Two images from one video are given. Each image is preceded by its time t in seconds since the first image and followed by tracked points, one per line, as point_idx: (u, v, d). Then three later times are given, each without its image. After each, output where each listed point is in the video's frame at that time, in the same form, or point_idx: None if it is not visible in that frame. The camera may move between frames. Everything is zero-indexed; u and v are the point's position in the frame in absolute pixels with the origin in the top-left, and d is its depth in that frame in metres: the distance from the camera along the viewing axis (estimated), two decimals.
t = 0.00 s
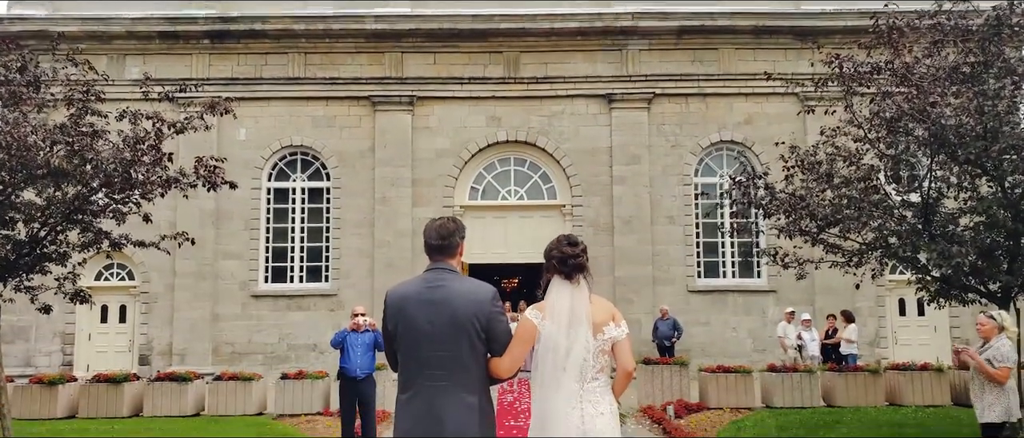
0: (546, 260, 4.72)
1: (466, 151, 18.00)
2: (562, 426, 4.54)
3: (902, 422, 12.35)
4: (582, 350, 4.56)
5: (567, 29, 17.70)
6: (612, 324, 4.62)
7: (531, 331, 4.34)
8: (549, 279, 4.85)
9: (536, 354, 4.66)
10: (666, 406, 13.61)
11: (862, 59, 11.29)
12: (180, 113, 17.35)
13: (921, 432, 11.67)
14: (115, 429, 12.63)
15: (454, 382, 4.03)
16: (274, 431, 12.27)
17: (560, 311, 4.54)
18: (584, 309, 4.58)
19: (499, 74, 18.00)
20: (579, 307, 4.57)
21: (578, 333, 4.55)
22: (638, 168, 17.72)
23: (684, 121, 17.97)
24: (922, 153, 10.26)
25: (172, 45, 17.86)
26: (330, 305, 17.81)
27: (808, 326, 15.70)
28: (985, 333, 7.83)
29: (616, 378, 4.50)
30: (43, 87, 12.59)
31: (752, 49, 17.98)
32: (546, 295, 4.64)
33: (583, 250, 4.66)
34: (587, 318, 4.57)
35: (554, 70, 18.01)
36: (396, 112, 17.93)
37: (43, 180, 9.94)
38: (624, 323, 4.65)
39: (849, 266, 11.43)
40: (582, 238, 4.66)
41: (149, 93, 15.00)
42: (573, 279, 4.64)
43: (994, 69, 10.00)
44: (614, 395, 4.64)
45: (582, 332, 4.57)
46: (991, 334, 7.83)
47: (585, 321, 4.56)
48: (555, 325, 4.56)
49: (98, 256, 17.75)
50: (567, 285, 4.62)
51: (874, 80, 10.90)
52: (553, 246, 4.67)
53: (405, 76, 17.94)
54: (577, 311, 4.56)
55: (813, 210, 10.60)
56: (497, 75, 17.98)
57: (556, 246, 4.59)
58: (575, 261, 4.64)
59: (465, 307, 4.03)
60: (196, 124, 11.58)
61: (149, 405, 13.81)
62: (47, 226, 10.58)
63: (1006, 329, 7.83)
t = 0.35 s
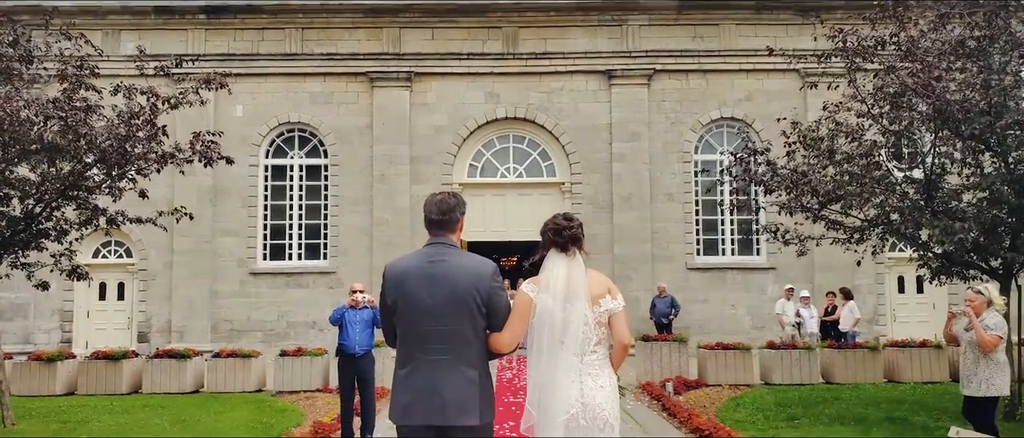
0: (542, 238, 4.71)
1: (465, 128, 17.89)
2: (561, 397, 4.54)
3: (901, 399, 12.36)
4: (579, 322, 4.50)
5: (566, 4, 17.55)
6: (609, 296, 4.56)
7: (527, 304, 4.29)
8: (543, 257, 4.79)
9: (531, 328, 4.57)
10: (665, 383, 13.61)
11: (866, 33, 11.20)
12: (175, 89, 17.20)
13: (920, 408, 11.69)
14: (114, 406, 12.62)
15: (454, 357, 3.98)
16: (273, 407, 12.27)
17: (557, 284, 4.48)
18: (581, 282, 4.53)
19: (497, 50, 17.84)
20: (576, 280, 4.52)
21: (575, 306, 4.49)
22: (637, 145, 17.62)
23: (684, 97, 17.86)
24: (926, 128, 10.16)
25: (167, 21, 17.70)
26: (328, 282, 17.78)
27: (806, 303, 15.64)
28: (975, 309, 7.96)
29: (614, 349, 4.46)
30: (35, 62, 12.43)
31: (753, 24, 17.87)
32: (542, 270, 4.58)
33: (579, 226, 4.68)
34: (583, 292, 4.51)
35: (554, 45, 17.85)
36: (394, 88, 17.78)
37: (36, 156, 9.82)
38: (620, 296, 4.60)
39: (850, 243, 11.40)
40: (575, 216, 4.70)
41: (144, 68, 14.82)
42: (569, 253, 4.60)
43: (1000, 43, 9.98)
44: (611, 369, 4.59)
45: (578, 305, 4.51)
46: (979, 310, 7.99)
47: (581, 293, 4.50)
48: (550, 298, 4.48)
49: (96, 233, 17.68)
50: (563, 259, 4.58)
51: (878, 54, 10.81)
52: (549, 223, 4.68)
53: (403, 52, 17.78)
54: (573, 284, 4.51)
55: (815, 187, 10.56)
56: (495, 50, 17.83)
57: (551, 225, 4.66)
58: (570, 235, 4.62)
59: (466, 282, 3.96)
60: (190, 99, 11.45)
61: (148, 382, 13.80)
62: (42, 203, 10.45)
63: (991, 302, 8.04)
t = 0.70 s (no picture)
0: (539, 213, 4.63)
1: (463, 106, 17.76)
2: (558, 372, 4.51)
3: (899, 377, 12.34)
4: (576, 297, 4.42)
5: None
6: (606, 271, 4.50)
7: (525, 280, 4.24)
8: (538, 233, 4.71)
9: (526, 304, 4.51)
10: (663, 361, 13.59)
11: (870, 9, 11.07)
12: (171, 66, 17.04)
13: (919, 386, 11.68)
14: (111, 384, 12.59)
15: (456, 333, 3.91)
16: (271, 386, 12.25)
17: (552, 258, 4.41)
18: (577, 256, 4.45)
19: (496, 27, 17.69)
20: (573, 254, 4.45)
21: (571, 281, 4.42)
22: (637, 123, 17.51)
23: (685, 75, 17.73)
24: (929, 105, 10.06)
25: None
26: (327, 260, 17.74)
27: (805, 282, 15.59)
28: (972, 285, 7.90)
29: (613, 323, 4.41)
30: (28, 38, 12.28)
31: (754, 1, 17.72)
32: (538, 245, 4.51)
33: (577, 202, 4.59)
34: (580, 266, 4.44)
35: (553, 22, 17.69)
36: (392, 65, 17.63)
37: (30, 132, 9.70)
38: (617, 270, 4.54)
39: (851, 221, 11.33)
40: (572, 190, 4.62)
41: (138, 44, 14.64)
42: (566, 228, 4.52)
43: (1006, 19, 9.87)
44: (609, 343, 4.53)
45: (574, 279, 4.44)
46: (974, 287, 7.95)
47: (578, 268, 4.43)
48: (546, 272, 4.41)
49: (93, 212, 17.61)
50: (559, 234, 4.50)
51: (882, 30, 10.69)
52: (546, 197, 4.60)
53: (401, 29, 17.62)
54: (569, 258, 4.44)
55: (816, 165, 10.47)
56: (494, 27, 17.68)
57: (549, 200, 4.59)
58: (567, 210, 4.54)
59: (469, 258, 3.90)
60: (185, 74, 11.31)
61: (146, 361, 13.77)
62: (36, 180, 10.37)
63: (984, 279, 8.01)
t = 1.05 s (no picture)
0: (541, 189, 4.55)
1: (461, 83, 17.63)
2: (554, 347, 4.44)
3: (898, 356, 12.33)
4: (573, 272, 4.36)
5: None
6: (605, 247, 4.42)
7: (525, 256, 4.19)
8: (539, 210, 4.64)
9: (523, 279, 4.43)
10: (662, 339, 13.56)
11: None
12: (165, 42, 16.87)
13: (918, 364, 11.66)
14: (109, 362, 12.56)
15: (460, 310, 3.87)
16: (269, 364, 12.23)
17: (551, 234, 4.34)
18: (576, 232, 4.39)
19: (495, 4, 17.53)
20: (571, 230, 4.38)
21: (569, 256, 4.36)
22: (637, 101, 17.40)
23: (685, 52, 17.60)
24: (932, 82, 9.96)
25: None
26: (325, 239, 17.70)
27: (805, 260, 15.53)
28: (970, 261, 7.96)
29: (611, 300, 4.35)
30: (21, 14, 12.14)
31: None
32: (536, 221, 4.44)
33: (579, 180, 4.52)
34: (578, 242, 4.37)
35: None
36: (389, 42, 17.48)
37: (23, 108, 9.59)
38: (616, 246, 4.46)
39: (852, 199, 11.29)
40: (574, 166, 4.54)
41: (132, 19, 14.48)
42: (566, 205, 4.45)
43: None
44: (606, 319, 4.47)
45: (572, 255, 4.37)
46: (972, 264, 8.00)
47: (576, 243, 4.37)
48: (544, 248, 4.34)
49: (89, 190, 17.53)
50: (559, 210, 4.43)
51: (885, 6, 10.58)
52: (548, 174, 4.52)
53: (399, 6, 17.47)
54: (568, 233, 4.37)
55: (817, 142, 10.39)
56: (493, 4, 17.52)
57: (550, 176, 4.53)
58: (568, 189, 4.46)
59: (473, 235, 3.86)
60: (180, 51, 11.17)
61: (144, 339, 13.74)
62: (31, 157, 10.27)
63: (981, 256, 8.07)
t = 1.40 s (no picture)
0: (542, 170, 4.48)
1: (460, 64, 17.50)
2: (553, 328, 4.35)
3: (898, 337, 12.31)
4: (573, 252, 4.31)
5: None
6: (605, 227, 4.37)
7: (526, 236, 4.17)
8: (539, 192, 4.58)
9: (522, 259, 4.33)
10: (661, 321, 13.52)
11: None
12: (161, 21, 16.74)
13: (918, 345, 11.64)
14: (107, 343, 12.53)
15: (463, 290, 3.87)
16: (267, 345, 12.20)
17: (552, 214, 4.29)
18: (577, 213, 4.34)
19: None
20: (572, 211, 4.33)
21: (569, 237, 4.31)
22: (637, 82, 17.28)
23: (684, 32, 17.49)
24: (934, 61, 9.89)
25: None
26: (323, 221, 17.65)
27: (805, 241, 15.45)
28: (969, 243, 7.91)
29: (611, 280, 4.31)
30: None
31: None
32: (537, 202, 4.39)
33: (580, 160, 4.46)
34: (579, 222, 4.32)
35: None
36: (387, 22, 17.33)
37: (15, 86, 9.48)
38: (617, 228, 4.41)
39: (853, 180, 11.23)
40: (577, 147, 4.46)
41: None
42: (567, 186, 4.39)
43: None
44: (606, 300, 4.41)
45: (572, 236, 4.32)
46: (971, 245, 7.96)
47: (577, 224, 4.32)
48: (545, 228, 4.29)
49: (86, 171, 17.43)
50: (560, 191, 4.37)
51: None
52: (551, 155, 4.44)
53: None
54: (569, 214, 4.32)
55: (818, 121, 10.33)
56: None
57: (551, 156, 4.45)
58: (570, 170, 4.40)
59: (477, 215, 3.87)
60: (175, 31, 11.07)
61: (142, 321, 13.71)
62: (24, 137, 10.16)
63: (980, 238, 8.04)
